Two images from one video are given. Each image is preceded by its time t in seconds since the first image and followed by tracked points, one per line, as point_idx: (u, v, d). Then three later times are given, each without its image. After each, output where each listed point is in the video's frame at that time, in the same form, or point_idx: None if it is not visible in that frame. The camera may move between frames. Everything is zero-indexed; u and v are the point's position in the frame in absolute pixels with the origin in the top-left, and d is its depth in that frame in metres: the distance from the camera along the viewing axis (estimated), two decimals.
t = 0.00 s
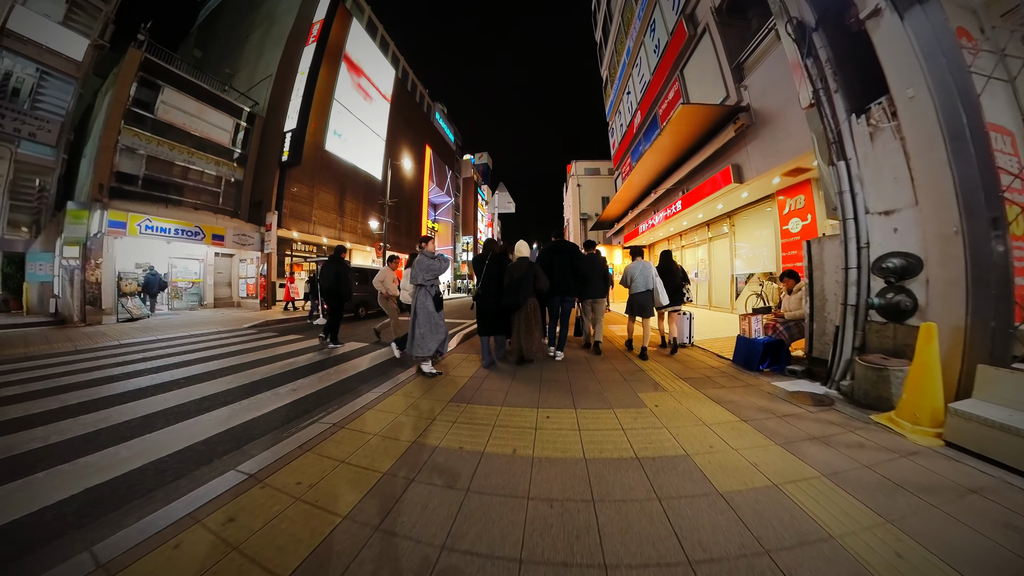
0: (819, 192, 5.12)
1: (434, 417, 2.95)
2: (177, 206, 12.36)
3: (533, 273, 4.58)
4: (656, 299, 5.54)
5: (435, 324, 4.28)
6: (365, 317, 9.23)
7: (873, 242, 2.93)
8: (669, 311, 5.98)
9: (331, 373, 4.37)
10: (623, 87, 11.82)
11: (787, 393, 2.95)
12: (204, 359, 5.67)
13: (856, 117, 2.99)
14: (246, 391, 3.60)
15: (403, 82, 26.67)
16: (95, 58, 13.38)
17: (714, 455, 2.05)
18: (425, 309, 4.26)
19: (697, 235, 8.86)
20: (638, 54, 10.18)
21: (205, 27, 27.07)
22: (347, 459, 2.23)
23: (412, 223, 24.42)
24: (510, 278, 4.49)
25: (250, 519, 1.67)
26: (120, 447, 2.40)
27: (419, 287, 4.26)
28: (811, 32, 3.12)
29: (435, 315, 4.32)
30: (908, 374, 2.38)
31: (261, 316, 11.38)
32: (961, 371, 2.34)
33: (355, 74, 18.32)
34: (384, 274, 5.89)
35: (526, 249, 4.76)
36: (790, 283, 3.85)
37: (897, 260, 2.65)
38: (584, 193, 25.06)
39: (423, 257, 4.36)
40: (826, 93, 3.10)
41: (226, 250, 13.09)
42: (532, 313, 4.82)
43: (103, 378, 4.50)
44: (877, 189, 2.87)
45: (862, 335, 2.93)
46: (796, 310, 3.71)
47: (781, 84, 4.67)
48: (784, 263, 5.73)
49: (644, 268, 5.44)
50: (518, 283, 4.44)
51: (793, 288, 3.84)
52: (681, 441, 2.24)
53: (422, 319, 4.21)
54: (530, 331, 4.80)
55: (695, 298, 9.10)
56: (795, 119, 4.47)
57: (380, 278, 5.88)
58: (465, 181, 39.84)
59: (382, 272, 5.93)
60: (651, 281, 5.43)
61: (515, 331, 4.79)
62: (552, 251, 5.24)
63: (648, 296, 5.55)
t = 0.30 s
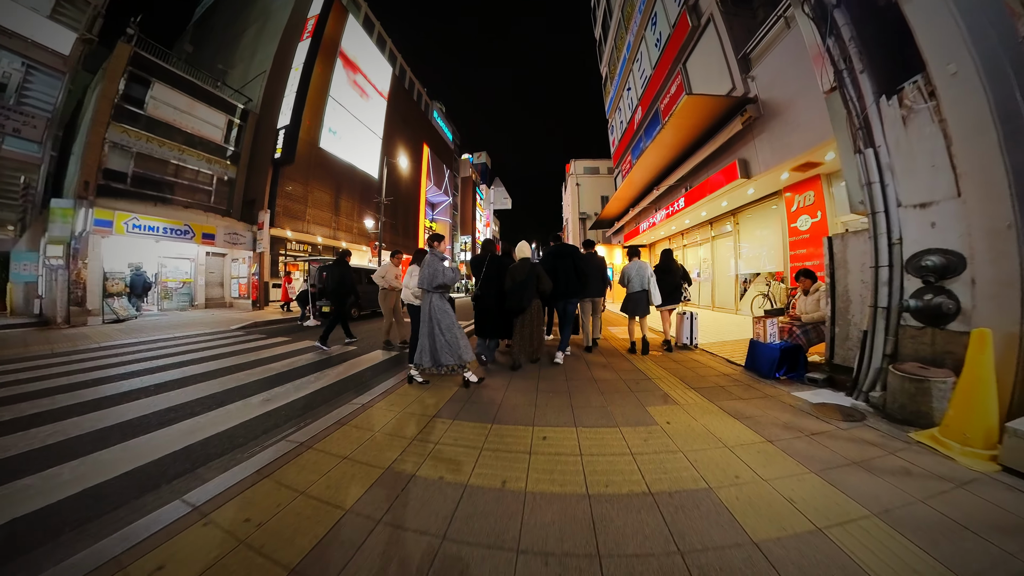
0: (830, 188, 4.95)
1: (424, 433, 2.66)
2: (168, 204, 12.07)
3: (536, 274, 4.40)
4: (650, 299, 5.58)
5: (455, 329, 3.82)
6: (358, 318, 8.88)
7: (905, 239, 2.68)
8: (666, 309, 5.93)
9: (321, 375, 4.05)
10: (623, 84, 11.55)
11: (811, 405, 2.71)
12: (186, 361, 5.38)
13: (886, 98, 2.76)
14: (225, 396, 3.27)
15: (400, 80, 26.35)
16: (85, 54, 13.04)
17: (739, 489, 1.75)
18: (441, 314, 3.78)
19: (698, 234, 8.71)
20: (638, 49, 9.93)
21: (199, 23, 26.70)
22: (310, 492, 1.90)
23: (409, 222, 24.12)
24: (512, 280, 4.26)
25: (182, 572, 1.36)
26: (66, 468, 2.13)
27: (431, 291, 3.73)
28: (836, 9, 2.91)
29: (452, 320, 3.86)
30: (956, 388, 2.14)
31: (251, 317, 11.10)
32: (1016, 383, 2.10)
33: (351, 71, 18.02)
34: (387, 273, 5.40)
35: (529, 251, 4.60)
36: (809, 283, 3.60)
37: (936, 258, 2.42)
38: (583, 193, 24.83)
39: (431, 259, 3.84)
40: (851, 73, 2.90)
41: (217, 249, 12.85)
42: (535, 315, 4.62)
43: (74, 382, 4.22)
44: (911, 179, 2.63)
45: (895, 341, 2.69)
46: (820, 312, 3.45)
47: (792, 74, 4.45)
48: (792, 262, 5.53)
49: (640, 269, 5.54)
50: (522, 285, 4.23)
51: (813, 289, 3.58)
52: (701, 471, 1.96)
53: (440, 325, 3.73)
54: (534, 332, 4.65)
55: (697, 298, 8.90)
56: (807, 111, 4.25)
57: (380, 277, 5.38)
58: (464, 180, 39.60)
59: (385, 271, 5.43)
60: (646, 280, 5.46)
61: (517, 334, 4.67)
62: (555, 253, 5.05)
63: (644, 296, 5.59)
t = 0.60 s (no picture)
0: (842, 183, 4.77)
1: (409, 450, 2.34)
2: (157, 202, 11.77)
3: (537, 275, 4.16)
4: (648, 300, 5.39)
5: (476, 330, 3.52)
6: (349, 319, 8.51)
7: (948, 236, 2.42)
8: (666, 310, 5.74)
9: (306, 379, 3.74)
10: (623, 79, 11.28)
11: (841, 420, 2.43)
12: (169, 363, 5.08)
13: (925, 74, 2.50)
14: (193, 405, 2.95)
15: (397, 77, 26.03)
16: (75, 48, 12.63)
17: (780, 537, 1.39)
18: (463, 316, 3.42)
19: (699, 233, 8.52)
20: (638, 43, 9.69)
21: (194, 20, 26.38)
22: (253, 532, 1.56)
23: (405, 221, 23.82)
24: (512, 281, 4.04)
25: None
26: None
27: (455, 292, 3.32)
28: None
29: (473, 323, 3.53)
30: (1015, 405, 1.86)
31: (242, 318, 10.82)
32: None
33: (346, 67, 17.74)
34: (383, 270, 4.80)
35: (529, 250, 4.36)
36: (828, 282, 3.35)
37: (988, 256, 2.17)
38: (583, 192, 24.57)
39: (446, 251, 3.40)
40: (881, 49, 2.66)
41: (205, 248, 12.58)
42: (538, 317, 4.34)
43: (41, 386, 3.88)
44: (955, 168, 2.38)
45: (936, 349, 2.44)
46: (842, 314, 3.18)
47: (806, 61, 4.20)
48: (802, 260, 5.28)
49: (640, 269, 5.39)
50: (524, 287, 4.05)
51: (835, 289, 3.31)
52: (728, 513, 1.57)
53: (463, 329, 3.40)
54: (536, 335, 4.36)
55: (700, 299, 8.66)
56: (822, 100, 4.00)
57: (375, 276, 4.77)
58: (462, 179, 39.36)
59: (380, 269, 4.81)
60: (647, 282, 5.36)
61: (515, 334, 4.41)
62: (555, 252, 4.79)
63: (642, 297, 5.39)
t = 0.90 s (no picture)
0: (856, 178, 4.53)
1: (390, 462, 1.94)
2: (148, 200, 11.46)
3: (536, 277, 3.83)
4: (649, 300, 5.19)
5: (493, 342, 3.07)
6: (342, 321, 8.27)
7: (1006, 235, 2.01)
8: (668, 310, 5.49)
9: (297, 383, 3.37)
10: (624, 75, 11.03)
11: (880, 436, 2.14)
12: (148, 365, 4.82)
13: (973, 46, 2.08)
14: (159, 414, 2.68)
15: (395, 76, 25.76)
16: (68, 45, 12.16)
17: None
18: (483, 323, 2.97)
19: (704, 232, 8.30)
20: (640, 37, 9.45)
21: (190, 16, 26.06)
22: None
23: (403, 220, 23.54)
24: (511, 280, 3.74)
25: None
26: None
27: (477, 297, 2.84)
28: None
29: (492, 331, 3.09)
30: None
31: (234, 318, 10.55)
32: None
33: (343, 64, 17.49)
34: (373, 270, 4.31)
35: (528, 251, 3.96)
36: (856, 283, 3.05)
37: None
38: (583, 191, 24.33)
39: (471, 250, 2.93)
40: (919, 21, 2.29)
41: (198, 247, 12.31)
42: (536, 318, 4.08)
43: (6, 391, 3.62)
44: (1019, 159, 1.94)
45: (989, 358, 2.06)
46: (871, 316, 2.92)
47: (823, 44, 3.95)
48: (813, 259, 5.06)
49: (643, 268, 5.19)
50: (522, 288, 3.72)
51: (863, 289, 3.05)
52: None
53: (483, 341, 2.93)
54: (535, 337, 4.10)
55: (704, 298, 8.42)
56: (842, 86, 3.77)
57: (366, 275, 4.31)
58: (461, 179, 39.12)
59: (371, 267, 4.32)
60: (650, 280, 5.17)
61: (510, 333, 4.13)
62: (560, 253, 4.57)
63: (645, 296, 5.18)
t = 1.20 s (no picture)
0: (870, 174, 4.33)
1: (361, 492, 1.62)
2: (141, 199, 11.26)
3: (532, 275, 3.63)
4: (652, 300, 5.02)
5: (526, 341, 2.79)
6: (337, 322, 8.07)
7: None
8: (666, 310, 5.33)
9: (278, 393, 3.02)
10: (626, 71, 10.82)
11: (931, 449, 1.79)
12: (131, 368, 4.64)
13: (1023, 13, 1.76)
14: (123, 428, 2.46)
15: (394, 74, 25.50)
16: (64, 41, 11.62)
17: None
18: (517, 324, 2.72)
19: (708, 230, 8.12)
20: (642, 31, 9.24)
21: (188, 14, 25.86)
22: None
23: (402, 219, 23.33)
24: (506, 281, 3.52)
25: None
26: None
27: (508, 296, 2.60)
28: None
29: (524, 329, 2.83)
30: None
31: (227, 319, 10.35)
32: None
33: (341, 62, 17.28)
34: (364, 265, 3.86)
35: (526, 250, 3.72)
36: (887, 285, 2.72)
37: None
38: (583, 190, 24.12)
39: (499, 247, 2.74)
40: None
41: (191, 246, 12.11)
42: (534, 318, 3.90)
43: None
44: None
45: None
46: (901, 319, 2.62)
47: (835, 31, 3.76)
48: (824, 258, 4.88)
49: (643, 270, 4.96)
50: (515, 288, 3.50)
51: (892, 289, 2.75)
52: None
53: (514, 340, 2.66)
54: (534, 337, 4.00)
55: (709, 298, 8.23)
56: (858, 75, 3.57)
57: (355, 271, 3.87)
58: (461, 178, 38.94)
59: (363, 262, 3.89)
60: (652, 281, 4.96)
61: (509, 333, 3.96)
62: (565, 253, 4.39)
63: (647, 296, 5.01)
